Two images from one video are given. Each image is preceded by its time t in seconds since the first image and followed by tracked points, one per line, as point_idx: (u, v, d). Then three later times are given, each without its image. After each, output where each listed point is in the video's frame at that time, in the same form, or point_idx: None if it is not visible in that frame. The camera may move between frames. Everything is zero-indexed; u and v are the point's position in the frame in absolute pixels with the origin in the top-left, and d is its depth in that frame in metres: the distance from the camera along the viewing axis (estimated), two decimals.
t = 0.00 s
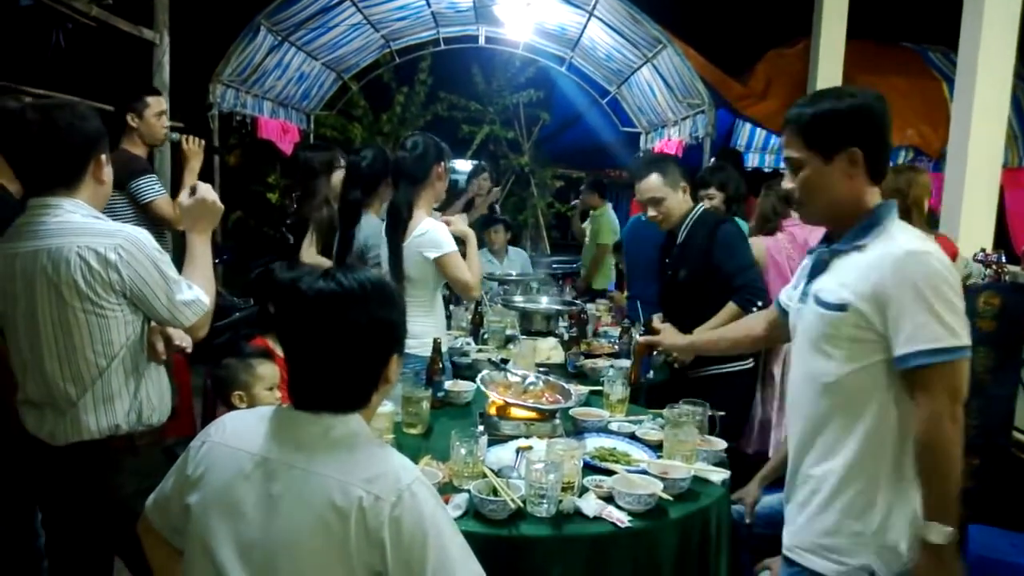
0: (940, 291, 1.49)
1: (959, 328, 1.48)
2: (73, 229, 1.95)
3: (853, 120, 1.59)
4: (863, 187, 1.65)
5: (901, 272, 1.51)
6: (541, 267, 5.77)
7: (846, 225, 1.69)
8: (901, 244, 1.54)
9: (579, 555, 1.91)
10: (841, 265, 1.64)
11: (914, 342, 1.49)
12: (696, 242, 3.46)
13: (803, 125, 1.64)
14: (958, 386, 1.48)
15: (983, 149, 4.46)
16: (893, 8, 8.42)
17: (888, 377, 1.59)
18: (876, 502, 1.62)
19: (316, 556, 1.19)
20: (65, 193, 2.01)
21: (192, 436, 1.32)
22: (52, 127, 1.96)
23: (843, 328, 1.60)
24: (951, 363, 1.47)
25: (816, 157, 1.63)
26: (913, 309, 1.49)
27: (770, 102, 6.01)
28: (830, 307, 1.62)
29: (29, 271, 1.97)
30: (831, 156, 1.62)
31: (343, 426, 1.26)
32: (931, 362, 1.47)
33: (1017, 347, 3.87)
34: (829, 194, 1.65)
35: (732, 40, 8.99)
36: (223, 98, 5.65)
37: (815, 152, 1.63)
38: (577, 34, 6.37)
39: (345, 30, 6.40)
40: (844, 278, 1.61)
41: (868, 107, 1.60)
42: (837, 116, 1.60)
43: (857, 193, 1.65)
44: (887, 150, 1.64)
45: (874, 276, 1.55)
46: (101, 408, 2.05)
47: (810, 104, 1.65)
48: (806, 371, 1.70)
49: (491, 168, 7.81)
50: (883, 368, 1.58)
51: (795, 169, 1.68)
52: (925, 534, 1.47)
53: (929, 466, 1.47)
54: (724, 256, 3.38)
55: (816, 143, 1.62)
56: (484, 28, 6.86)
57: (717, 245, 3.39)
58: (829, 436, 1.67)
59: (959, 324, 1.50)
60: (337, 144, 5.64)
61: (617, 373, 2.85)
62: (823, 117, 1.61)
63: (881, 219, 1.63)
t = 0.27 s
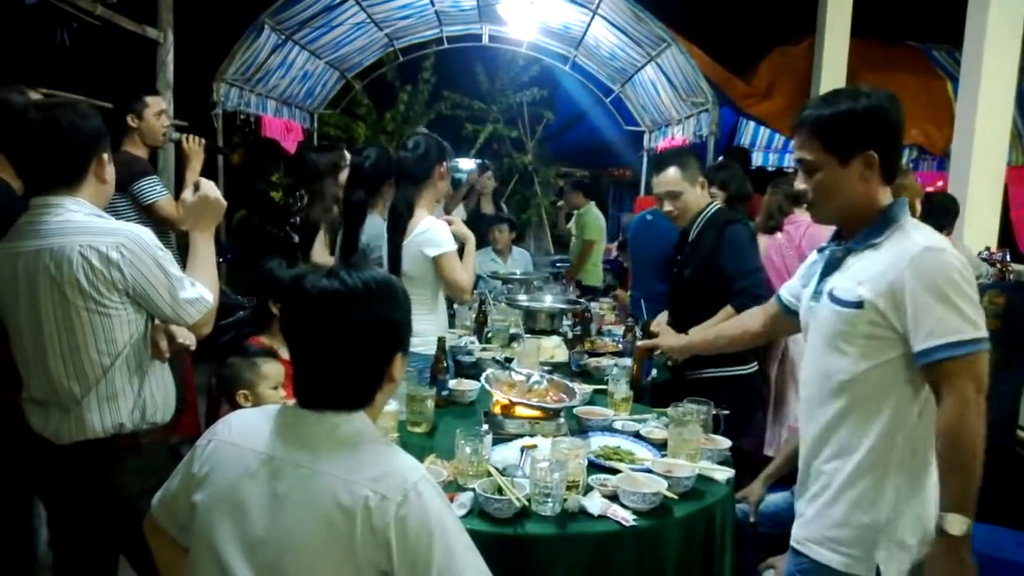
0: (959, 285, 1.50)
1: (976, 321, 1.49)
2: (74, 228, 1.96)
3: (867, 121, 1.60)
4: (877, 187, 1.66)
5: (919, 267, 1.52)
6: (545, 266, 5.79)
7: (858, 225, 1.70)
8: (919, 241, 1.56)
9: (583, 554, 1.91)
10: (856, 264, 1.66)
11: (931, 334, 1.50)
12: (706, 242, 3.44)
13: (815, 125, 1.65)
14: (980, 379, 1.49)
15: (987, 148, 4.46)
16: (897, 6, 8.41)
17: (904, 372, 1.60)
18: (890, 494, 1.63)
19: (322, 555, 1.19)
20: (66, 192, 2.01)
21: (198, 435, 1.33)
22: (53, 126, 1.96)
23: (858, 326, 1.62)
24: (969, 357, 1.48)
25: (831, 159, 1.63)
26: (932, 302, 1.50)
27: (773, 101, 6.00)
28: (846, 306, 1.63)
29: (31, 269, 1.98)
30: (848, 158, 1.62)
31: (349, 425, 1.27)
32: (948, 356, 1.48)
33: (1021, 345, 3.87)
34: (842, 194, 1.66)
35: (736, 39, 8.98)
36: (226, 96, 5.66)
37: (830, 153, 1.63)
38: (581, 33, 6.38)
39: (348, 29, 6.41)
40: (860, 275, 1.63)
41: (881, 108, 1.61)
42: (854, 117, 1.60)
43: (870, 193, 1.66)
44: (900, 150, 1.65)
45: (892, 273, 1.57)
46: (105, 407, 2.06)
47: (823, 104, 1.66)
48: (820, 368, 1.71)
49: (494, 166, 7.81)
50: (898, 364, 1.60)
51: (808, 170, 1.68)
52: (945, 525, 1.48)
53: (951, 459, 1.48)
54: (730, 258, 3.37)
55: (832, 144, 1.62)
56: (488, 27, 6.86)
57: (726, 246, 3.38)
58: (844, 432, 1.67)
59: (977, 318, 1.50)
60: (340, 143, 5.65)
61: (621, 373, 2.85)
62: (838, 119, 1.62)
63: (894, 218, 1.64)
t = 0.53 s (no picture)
0: (906, 287, 1.49)
1: (923, 324, 1.49)
2: (76, 228, 1.96)
3: (840, 123, 1.59)
4: (852, 187, 1.65)
5: (869, 270, 1.53)
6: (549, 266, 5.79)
7: (834, 224, 1.70)
8: (872, 243, 1.56)
9: (586, 553, 1.91)
10: (822, 265, 1.67)
11: (880, 337, 1.50)
12: (713, 248, 3.43)
13: (790, 127, 1.65)
14: (926, 383, 1.49)
15: (990, 147, 4.46)
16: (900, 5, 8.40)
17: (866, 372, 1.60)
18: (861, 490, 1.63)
19: (327, 555, 1.19)
20: (69, 192, 2.02)
21: (203, 435, 1.33)
22: (55, 127, 1.97)
23: (820, 328, 1.63)
24: (917, 359, 1.48)
25: (806, 160, 1.64)
26: (880, 306, 1.50)
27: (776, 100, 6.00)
28: (810, 308, 1.65)
29: (35, 270, 1.99)
30: (822, 160, 1.63)
31: (353, 424, 1.27)
32: (895, 359, 1.49)
33: None
34: (819, 195, 1.66)
35: (738, 38, 8.98)
36: (229, 96, 5.66)
37: (804, 155, 1.63)
38: (584, 32, 6.37)
39: (351, 28, 6.41)
40: (823, 278, 1.64)
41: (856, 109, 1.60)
42: (828, 118, 1.60)
43: (845, 193, 1.65)
44: (875, 149, 1.64)
45: (848, 275, 1.58)
46: (109, 407, 2.06)
47: (800, 104, 1.65)
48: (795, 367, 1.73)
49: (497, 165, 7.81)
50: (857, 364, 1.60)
51: (784, 170, 1.68)
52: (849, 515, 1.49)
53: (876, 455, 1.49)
54: (738, 265, 3.37)
55: (806, 145, 1.62)
56: (490, 26, 6.86)
57: (734, 253, 3.37)
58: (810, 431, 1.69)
59: (930, 319, 1.50)
60: (343, 143, 5.65)
61: (625, 373, 2.85)
62: (813, 119, 1.61)
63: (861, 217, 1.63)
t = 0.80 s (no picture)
0: (856, 294, 1.49)
1: (872, 330, 1.49)
2: (79, 230, 1.97)
3: (785, 123, 1.55)
4: (803, 186, 1.62)
5: (820, 277, 1.53)
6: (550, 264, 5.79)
7: (789, 223, 1.67)
8: (824, 248, 1.55)
9: (589, 551, 1.91)
10: (780, 270, 1.66)
11: (830, 343, 1.51)
12: (717, 249, 3.42)
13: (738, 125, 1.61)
14: (875, 389, 1.49)
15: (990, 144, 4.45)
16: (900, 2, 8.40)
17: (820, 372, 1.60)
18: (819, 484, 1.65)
19: (330, 554, 1.19)
20: (72, 193, 2.02)
21: (205, 435, 1.34)
22: (57, 126, 1.97)
23: (780, 333, 1.63)
24: (867, 364, 1.48)
25: (754, 160, 1.60)
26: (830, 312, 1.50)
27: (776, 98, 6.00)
28: (768, 313, 1.66)
29: (38, 272, 1.99)
30: (770, 161, 1.59)
31: (355, 423, 1.27)
32: (846, 365, 1.49)
33: None
34: (771, 195, 1.63)
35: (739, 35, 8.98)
36: (229, 96, 5.66)
37: (754, 156, 1.60)
38: (584, 31, 6.37)
39: (350, 27, 6.41)
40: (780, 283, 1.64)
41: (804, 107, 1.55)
42: (775, 118, 1.56)
43: (794, 192, 1.62)
44: (826, 146, 1.60)
45: (803, 281, 1.58)
46: (112, 410, 2.07)
47: (749, 102, 1.61)
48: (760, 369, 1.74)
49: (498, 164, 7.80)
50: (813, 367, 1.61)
51: (736, 171, 1.65)
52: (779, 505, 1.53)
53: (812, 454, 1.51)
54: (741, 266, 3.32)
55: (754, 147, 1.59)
56: (490, 24, 6.86)
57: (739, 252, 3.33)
58: (772, 430, 1.71)
59: (878, 323, 1.50)
60: (345, 142, 5.65)
61: (626, 371, 2.85)
62: (761, 120, 1.57)
63: (815, 220, 1.62)
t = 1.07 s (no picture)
0: (852, 293, 1.50)
1: (872, 325, 1.50)
2: (82, 233, 1.97)
3: (733, 130, 1.54)
4: (759, 192, 1.61)
5: (813, 280, 1.53)
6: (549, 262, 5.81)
7: (751, 228, 1.67)
8: (809, 250, 1.55)
9: (587, 548, 1.92)
10: (755, 278, 1.65)
11: (828, 344, 1.50)
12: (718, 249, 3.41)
13: (687, 135, 1.60)
14: (872, 385, 1.49)
15: (988, 138, 4.46)
16: None
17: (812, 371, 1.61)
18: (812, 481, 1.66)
19: (328, 553, 1.20)
20: (73, 194, 2.02)
21: (201, 435, 1.34)
22: (58, 125, 1.98)
23: (769, 340, 1.62)
24: (865, 362, 1.49)
25: (708, 169, 1.58)
26: (829, 314, 1.50)
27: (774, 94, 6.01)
28: (753, 322, 1.64)
29: (40, 274, 1.99)
30: (724, 170, 1.57)
31: (352, 421, 1.28)
32: (845, 366, 1.49)
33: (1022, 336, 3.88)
34: (727, 203, 1.62)
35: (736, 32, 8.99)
36: (226, 94, 5.66)
37: (708, 165, 1.58)
38: (582, 28, 6.37)
39: (348, 25, 6.41)
40: (762, 291, 1.63)
41: (750, 117, 1.54)
42: (727, 123, 1.54)
43: (752, 198, 1.61)
44: (780, 150, 1.59)
45: (791, 286, 1.57)
46: (112, 411, 2.07)
47: (702, 106, 1.59)
48: (743, 376, 1.73)
49: (495, 161, 7.80)
50: (808, 366, 1.62)
51: (691, 180, 1.63)
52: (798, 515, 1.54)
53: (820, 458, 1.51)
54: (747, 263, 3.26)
55: (708, 156, 1.57)
56: (488, 21, 6.85)
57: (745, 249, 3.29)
58: (763, 436, 1.71)
59: (872, 320, 1.51)
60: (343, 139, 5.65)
61: (624, 367, 2.86)
62: (712, 127, 1.55)
63: (785, 222, 1.62)
